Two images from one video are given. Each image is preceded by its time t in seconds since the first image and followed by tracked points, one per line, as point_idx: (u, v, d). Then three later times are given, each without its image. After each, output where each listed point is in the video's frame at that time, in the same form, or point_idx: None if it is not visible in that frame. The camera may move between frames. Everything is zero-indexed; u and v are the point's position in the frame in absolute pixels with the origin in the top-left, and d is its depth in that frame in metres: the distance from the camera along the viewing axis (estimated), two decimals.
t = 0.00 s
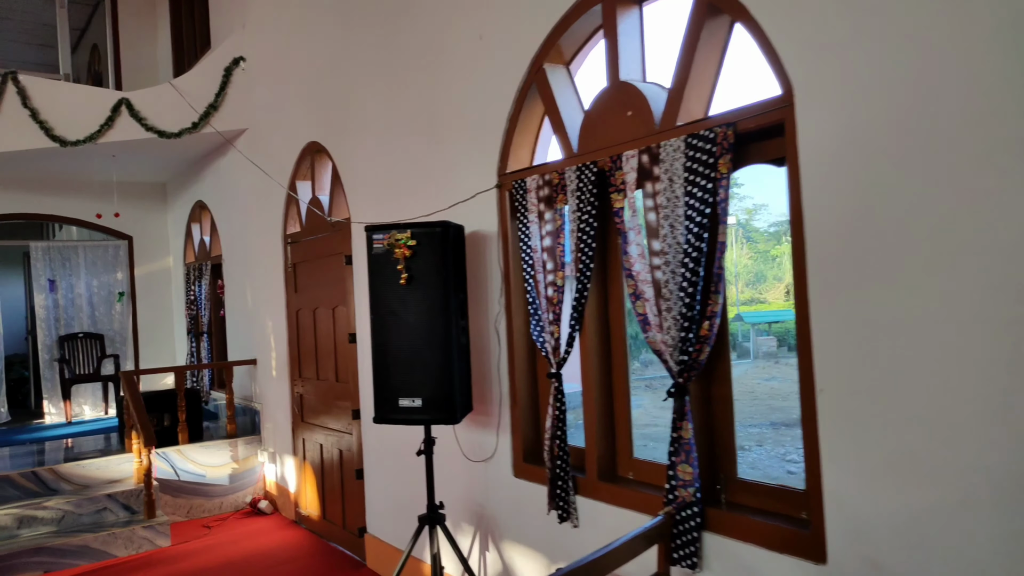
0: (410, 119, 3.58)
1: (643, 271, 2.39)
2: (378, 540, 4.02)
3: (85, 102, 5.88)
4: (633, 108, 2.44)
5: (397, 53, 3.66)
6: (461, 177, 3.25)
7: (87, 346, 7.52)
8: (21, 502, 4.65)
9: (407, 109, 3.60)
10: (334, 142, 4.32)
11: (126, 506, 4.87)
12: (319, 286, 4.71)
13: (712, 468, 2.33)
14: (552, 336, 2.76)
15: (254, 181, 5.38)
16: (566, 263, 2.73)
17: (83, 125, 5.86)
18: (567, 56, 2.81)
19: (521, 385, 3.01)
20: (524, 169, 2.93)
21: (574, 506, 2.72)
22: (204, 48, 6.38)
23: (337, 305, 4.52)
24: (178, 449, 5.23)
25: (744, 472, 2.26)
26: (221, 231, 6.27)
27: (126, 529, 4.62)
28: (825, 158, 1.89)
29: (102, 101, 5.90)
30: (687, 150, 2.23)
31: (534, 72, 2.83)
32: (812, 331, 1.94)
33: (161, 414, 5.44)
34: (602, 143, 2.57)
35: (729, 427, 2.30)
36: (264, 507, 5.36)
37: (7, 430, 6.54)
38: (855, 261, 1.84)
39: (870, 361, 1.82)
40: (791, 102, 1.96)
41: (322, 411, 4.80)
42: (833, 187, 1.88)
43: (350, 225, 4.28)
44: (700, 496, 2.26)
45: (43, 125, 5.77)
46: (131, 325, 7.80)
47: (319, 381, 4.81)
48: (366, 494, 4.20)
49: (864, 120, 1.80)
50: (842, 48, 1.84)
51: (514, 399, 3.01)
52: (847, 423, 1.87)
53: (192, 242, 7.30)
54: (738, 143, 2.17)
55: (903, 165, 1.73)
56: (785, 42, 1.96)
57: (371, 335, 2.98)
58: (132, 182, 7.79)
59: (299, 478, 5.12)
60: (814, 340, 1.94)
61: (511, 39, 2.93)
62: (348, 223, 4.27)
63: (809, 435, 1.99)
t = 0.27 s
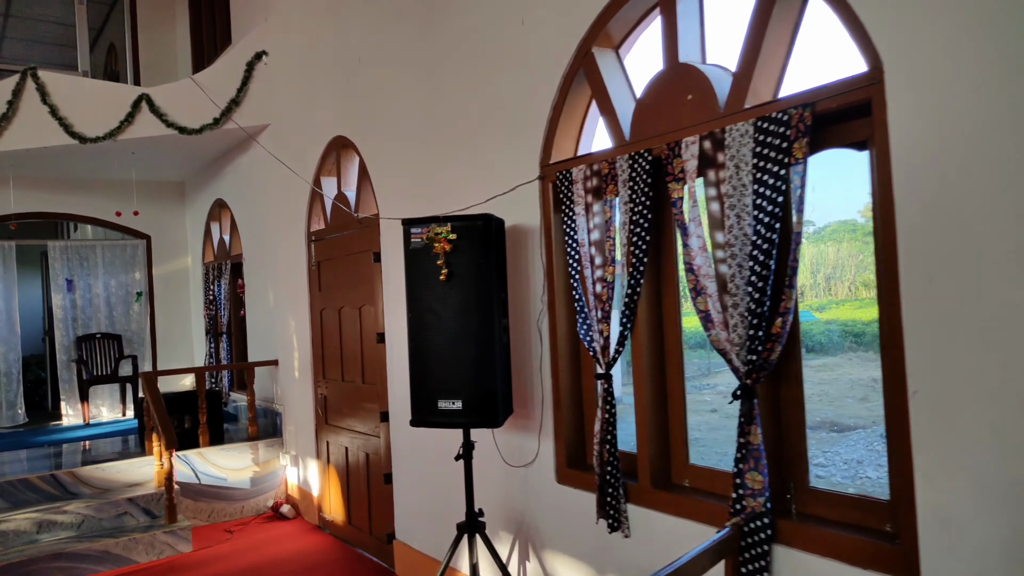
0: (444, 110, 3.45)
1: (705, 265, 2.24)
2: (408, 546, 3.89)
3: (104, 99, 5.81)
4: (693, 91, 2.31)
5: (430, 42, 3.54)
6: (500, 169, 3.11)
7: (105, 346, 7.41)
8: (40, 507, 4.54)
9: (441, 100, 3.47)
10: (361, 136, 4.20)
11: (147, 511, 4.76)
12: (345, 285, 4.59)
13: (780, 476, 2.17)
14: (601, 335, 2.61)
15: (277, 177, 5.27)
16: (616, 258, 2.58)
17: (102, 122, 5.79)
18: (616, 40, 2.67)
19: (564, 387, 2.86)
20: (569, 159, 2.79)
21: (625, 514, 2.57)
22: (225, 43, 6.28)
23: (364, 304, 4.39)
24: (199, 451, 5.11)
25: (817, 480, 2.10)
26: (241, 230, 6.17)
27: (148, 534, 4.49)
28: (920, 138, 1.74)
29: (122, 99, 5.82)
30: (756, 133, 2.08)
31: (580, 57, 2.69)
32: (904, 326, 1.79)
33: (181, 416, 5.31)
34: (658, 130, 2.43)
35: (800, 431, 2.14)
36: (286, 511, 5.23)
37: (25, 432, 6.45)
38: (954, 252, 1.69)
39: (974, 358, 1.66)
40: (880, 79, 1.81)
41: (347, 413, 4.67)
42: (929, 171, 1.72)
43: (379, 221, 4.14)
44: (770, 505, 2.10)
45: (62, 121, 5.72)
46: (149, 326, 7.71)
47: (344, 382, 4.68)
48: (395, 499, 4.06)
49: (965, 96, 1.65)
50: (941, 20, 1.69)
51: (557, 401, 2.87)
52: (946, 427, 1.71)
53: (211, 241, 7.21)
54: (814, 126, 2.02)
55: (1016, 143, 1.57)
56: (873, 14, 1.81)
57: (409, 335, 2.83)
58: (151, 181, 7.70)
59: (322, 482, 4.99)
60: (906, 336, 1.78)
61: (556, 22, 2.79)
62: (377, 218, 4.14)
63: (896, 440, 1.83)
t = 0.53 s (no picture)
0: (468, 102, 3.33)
1: (754, 263, 2.11)
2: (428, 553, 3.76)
3: (112, 96, 5.71)
4: (740, 79, 2.19)
5: (453, 33, 3.42)
6: (528, 163, 2.99)
7: (112, 348, 7.30)
8: (48, 512, 4.43)
9: (465, 93, 3.36)
10: (380, 131, 4.08)
11: (157, 516, 4.64)
12: (360, 284, 4.47)
13: (837, 485, 2.05)
14: (638, 336, 2.49)
15: (290, 174, 5.16)
16: (654, 255, 2.46)
17: (112, 119, 5.68)
18: (652, 26, 2.54)
19: (596, 390, 2.74)
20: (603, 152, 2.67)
21: (664, 525, 2.44)
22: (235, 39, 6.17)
23: (381, 304, 4.27)
24: (210, 455, 5.00)
25: (877, 490, 1.98)
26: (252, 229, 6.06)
27: (158, 541, 4.38)
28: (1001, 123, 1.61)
29: (131, 95, 5.70)
30: (812, 121, 1.95)
31: (615, 45, 2.57)
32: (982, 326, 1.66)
33: (191, 420, 5.15)
34: (701, 120, 2.31)
35: (859, 438, 2.01)
36: (298, 517, 5.11)
37: (32, 435, 6.36)
38: None
39: None
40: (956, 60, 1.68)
41: (362, 416, 4.55)
42: (1011, 158, 1.60)
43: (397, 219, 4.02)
44: (828, 517, 1.97)
45: (69, 118, 5.63)
46: (157, 326, 7.61)
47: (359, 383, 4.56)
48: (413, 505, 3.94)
49: None
50: None
51: (589, 404, 2.74)
52: None
53: (221, 241, 7.11)
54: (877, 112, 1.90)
55: None
56: None
57: (435, 336, 2.71)
58: (159, 180, 7.60)
59: (336, 487, 4.87)
60: (984, 337, 1.66)
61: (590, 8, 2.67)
62: (395, 216, 4.02)
63: (970, 448, 1.71)
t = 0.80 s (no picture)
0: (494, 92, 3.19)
1: (815, 259, 1.96)
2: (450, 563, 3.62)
3: (119, 91, 5.57)
4: (798, 62, 2.04)
5: (476, 20, 3.29)
6: (559, 155, 2.86)
7: (117, 349, 7.14)
8: (53, 519, 4.29)
9: (489, 83, 3.23)
10: (398, 125, 3.96)
11: (165, 523, 4.50)
12: (374, 283, 4.34)
13: (908, 497, 1.89)
14: (682, 338, 2.35)
15: (302, 170, 5.02)
16: (699, 251, 2.31)
17: (119, 115, 5.54)
18: (696, 7, 2.39)
19: (633, 395, 2.59)
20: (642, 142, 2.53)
21: (711, 539, 2.28)
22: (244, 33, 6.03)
23: (398, 304, 4.13)
24: (219, 460, 4.87)
25: (954, 505, 1.82)
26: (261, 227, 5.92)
27: (167, 549, 4.24)
28: None
29: (137, 90, 5.56)
30: (883, 105, 1.80)
31: (657, 29, 2.42)
32: None
33: (200, 423, 5.01)
34: (752, 107, 2.16)
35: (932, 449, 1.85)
36: (310, 523, 4.97)
37: (36, 438, 6.20)
38: None
39: None
40: None
41: (377, 420, 4.41)
42: None
43: (415, 215, 3.88)
44: (900, 534, 1.82)
45: (75, 115, 5.52)
46: (163, 327, 7.47)
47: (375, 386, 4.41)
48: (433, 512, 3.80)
49: None
50: None
51: (627, 409, 2.59)
52: None
53: (228, 240, 7.00)
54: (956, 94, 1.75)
55: None
56: None
57: (463, 337, 2.56)
58: (166, 178, 7.48)
59: (349, 492, 4.73)
60: None
61: None
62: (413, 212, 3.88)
63: None
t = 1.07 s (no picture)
0: (516, 75, 3.02)
1: (881, 247, 1.79)
2: (469, 569, 3.47)
3: (121, 81, 5.41)
4: (861, 33, 1.88)
5: (496, 1, 3.13)
6: (586, 140, 2.70)
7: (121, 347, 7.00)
8: (55, 524, 4.14)
9: (510, 66, 3.06)
10: (412, 113, 3.80)
11: (171, 527, 4.36)
12: (387, 278, 4.19)
13: (985, 507, 1.73)
14: (727, 334, 2.18)
15: (311, 162, 4.87)
16: (746, 241, 2.15)
17: (121, 106, 5.38)
18: None
19: (671, 393, 2.43)
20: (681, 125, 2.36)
21: (760, 549, 2.12)
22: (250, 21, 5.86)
23: (412, 299, 3.98)
24: (226, 461, 4.71)
25: None
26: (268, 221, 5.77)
27: (173, 554, 4.10)
28: None
29: (139, 80, 5.40)
30: (962, 75, 1.63)
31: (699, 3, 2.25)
32: None
33: (207, 423, 4.83)
34: (808, 83, 1.99)
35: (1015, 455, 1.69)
36: (320, 526, 4.82)
37: (38, 439, 6.06)
38: None
39: None
40: None
41: (389, 419, 4.25)
42: None
43: (431, 207, 3.72)
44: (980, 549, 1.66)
45: (77, 106, 5.36)
46: (168, 325, 7.32)
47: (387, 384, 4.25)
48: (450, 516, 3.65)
49: None
50: None
51: (664, 410, 2.44)
52: None
53: (234, 236, 6.85)
54: None
55: None
56: None
57: (489, 333, 2.40)
58: (170, 172, 7.34)
59: (360, 495, 4.58)
60: None
61: None
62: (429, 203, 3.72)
63: None
